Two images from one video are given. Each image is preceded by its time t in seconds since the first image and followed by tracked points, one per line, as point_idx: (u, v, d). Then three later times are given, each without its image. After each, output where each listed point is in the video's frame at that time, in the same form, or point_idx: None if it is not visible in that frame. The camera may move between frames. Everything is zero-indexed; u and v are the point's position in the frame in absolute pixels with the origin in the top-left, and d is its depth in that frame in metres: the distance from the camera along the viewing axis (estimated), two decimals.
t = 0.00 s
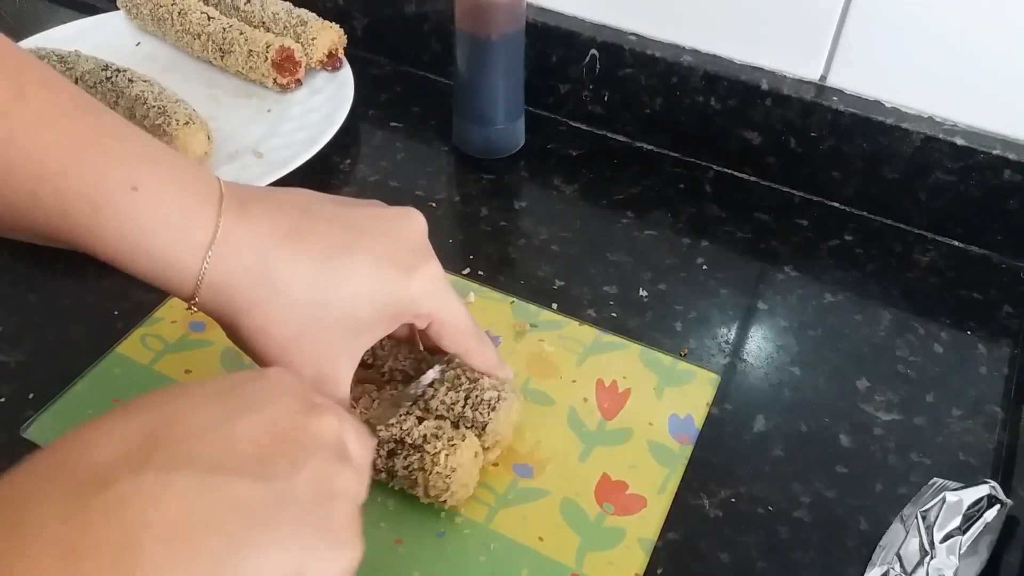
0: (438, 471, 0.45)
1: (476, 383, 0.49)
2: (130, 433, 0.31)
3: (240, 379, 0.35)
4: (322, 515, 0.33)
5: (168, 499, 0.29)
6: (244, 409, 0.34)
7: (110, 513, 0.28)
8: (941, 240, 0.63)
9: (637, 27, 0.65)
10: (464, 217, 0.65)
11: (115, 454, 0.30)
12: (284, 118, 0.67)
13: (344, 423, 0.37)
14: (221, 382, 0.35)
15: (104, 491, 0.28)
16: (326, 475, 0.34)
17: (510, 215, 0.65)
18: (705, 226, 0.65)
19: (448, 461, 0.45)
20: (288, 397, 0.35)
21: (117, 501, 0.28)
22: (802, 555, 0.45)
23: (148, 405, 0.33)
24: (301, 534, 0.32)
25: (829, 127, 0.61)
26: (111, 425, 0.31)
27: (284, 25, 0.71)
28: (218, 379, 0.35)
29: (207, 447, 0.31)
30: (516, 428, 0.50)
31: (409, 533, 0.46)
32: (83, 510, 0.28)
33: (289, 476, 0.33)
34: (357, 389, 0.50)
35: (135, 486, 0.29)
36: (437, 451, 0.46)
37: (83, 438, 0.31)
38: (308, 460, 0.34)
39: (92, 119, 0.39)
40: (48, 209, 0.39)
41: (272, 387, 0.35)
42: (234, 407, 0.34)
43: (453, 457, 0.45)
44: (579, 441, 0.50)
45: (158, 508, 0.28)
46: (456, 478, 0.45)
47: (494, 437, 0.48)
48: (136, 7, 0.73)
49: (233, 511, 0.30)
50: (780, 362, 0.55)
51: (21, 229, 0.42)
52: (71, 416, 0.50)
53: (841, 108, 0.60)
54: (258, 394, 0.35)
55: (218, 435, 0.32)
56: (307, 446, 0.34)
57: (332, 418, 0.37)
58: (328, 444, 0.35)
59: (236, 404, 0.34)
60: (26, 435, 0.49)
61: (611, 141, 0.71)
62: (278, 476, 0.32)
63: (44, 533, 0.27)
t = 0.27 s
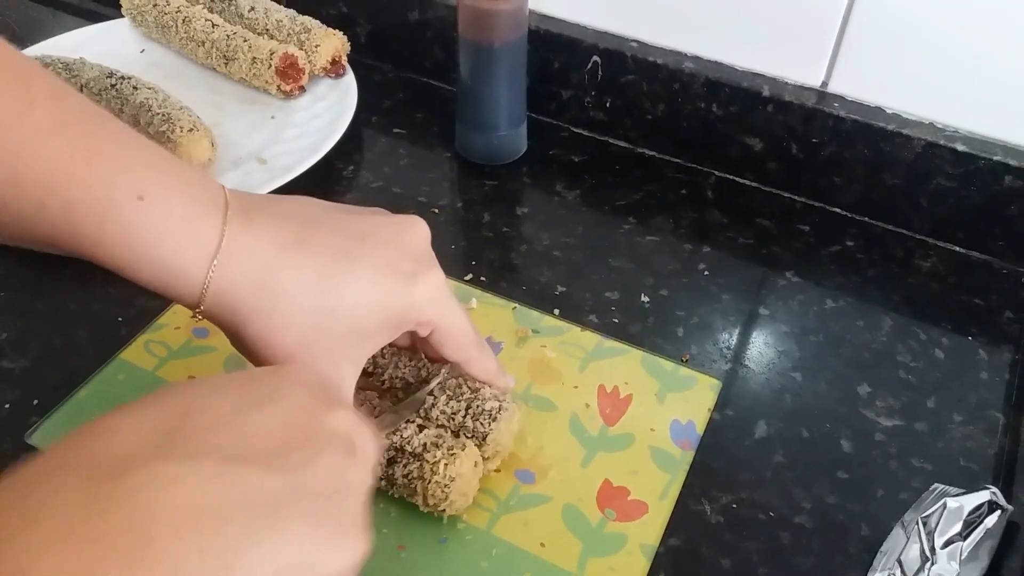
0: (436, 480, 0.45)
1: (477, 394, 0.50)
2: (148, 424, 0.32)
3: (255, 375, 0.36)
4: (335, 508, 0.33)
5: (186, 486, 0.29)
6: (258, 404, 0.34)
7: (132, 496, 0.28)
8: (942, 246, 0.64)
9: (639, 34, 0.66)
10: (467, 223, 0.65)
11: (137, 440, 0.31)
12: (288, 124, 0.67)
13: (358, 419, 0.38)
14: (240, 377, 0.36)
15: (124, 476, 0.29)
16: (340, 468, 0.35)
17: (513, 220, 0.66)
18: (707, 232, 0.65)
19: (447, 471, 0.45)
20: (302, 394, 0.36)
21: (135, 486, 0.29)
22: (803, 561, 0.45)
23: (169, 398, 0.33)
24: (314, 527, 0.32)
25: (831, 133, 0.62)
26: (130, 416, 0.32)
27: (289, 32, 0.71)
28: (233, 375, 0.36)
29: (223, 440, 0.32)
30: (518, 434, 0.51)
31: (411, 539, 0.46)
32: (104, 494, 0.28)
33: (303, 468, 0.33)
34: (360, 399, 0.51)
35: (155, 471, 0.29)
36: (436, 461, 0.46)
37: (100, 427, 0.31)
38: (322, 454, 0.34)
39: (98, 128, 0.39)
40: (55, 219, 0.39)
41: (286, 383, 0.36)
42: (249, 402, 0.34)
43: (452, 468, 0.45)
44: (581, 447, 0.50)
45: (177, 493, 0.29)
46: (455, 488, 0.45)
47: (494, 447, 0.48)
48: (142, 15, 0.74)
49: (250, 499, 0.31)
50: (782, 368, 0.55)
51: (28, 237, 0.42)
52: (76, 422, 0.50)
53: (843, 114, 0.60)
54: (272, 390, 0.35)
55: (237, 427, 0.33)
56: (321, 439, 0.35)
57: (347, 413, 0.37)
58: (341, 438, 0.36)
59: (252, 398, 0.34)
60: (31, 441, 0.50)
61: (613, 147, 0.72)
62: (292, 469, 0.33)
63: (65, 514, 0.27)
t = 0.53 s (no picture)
0: (444, 470, 0.46)
1: (481, 389, 0.49)
2: (177, 418, 0.33)
3: (278, 370, 0.37)
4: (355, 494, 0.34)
5: (213, 476, 0.30)
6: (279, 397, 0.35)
7: (166, 487, 0.29)
8: (943, 247, 0.64)
9: (640, 37, 0.66)
10: (468, 225, 0.65)
11: (172, 432, 0.32)
12: (289, 128, 0.67)
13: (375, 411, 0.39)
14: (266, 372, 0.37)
15: (157, 468, 0.30)
16: (360, 456, 0.35)
17: (514, 223, 0.66)
18: (708, 234, 0.65)
19: (454, 461, 0.46)
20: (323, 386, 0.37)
21: (166, 478, 0.29)
22: (805, 561, 0.45)
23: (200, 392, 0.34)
24: (339, 511, 0.33)
25: (831, 135, 0.62)
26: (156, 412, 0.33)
27: (290, 36, 0.72)
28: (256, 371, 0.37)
29: (251, 431, 0.33)
30: (519, 435, 0.51)
31: (413, 540, 0.46)
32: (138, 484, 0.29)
33: (326, 457, 0.34)
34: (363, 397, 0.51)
35: (189, 461, 0.30)
36: (442, 451, 0.46)
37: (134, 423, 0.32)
38: (345, 442, 0.35)
39: (103, 129, 0.39)
40: (60, 220, 0.39)
41: (308, 376, 0.37)
42: (273, 395, 0.35)
43: (459, 457, 0.46)
44: (582, 448, 0.50)
45: (208, 483, 0.30)
46: (462, 478, 0.46)
47: (499, 441, 0.48)
48: (144, 19, 0.74)
49: (276, 485, 0.31)
50: (783, 369, 0.55)
51: (33, 239, 0.42)
52: (78, 424, 0.50)
53: (843, 116, 0.60)
54: (293, 383, 0.36)
55: (262, 417, 0.34)
56: (344, 428, 0.36)
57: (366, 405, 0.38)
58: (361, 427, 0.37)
59: (274, 392, 0.35)
60: (34, 443, 0.50)
61: (614, 149, 0.72)
62: (316, 457, 0.34)
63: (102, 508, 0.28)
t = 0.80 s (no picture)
0: (437, 470, 0.45)
1: (477, 387, 0.49)
2: (109, 439, 0.32)
3: (225, 388, 0.36)
4: (308, 511, 0.33)
5: (149, 496, 0.29)
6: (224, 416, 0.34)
7: (93, 509, 0.28)
8: (942, 243, 0.64)
9: (640, 30, 0.66)
10: (468, 219, 0.65)
11: (103, 451, 0.31)
12: (288, 120, 0.67)
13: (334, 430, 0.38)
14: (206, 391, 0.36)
15: (86, 489, 0.29)
16: (311, 476, 0.35)
17: (513, 216, 0.66)
18: (708, 228, 0.65)
19: (448, 460, 0.46)
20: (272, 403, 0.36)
21: (94, 499, 0.28)
22: (804, 555, 0.45)
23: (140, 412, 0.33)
24: (287, 532, 0.32)
25: (831, 129, 0.62)
26: (90, 429, 0.32)
27: (289, 28, 0.71)
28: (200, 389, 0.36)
29: (189, 452, 0.32)
30: (518, 429, 0.51)
31: (412, 532, 0.46)
32: (62, 505, 0.28)
33: (272, 477, 0.33)
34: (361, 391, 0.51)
35: (117, 485, 0.29)
36: (437, 450, 0.46)
37: (63, 442, 0.31)
38: (292, 462, 0.34)
39: (99, 121, 0.39)
40: (55, 212, 0.39)
41: (255, 394, 0.36)
42: (217, 414, 0.34)
43: (453, 458, 0.46)
44: (581, 442, 0.50)
45: (141, 505, 0.29)
46: (456, 477, 0.45)
47: (495, 440, 0.48)
48: (142, 11, 0.74)
49: (220, 506, 0.31)
50: (782, 364, 0.55)
51: (28, 231, 0.42)
52: (76, 416, 0.50)
53: (843, 110, 0.60)
54: (240, 401, 0.36)
55: (202, 437, 0.33)
56: (291, 447, 0.35)
57: (322, 422, 0.37)
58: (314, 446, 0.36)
59: (217, 410, 0.34)
60: (31, 434, 0.50)
61: (614, 144, 0.72)
62: (261, 477, 0.33)
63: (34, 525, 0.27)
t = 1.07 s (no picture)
0: (436, 473, 0.46)
1: (481, 383, 0.49)
2: (76, 442, 0.31)
3: (201, 389, 0.35)
4: (287, 515, 0.33)
5: (112, 502, 0.28)
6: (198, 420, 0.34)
7: (52, 517, 0.27)
8: (945, 242, 0.64)
9: (644, 28, 0.66)
10: (471, 216, 0.65)
11: (61, 456, 0.30)
12: (291, 117, 0.67)
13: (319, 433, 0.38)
14: (182, 391, 0.35)
15: (49, 493, 0.28)
16: (292, 479, 0.34)
17: (516, 214, 0.66)
18: (711, 227, 0.65)
19: (447, 462, 0.46)
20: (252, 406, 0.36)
21: (53, 506, 0.27)
22: (806, 553, 0.45)
23: (113, 411, 0.33)
24: (263, 538, 0.31)
25: (834, 128, 0.62)
26: (58, 430, 0.31)
27: (292, 26, 0.72)
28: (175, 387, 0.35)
29: (162, 455, 0.31)
30: (521, 426, 0.51)
31: (415, 529, 0.46)
32: (26, 514, 0.27)
33: (249, 481, 0.32)
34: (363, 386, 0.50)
35: (77, 488, 0.28)
36: (436, 453, 0.46)
37: (21, 446, 0.30)
38: (270, 466, 0.34)
39: (104, 118, 0.39)
40: (60, 208, 0.39)
41: (234, 395, 0.36)
42: (195, 417, 0.34)
43: (452, 460, 0.46)
44: (585, 439, 0.50)
45: (103, 512, 0.28)
46: (455, 479, 0.45)
47: (498, 437, 0.48)
48: (146, 7, 0.74)
49: (189, 512, 0.30)
50: (785, 362, 0.55)
51: (32, 226, 0.42)
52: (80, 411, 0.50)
53: (847, 109, 0.60)
54: (218, 403, 0.35)
55: (171, 440, 0.32)
56: (270, 451, 0.34)
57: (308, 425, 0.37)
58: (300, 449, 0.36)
59: (194, 412, 0.34)
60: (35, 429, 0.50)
61: (617, 142, 0.72)
62: (240, 482, 0.32)
63: None
